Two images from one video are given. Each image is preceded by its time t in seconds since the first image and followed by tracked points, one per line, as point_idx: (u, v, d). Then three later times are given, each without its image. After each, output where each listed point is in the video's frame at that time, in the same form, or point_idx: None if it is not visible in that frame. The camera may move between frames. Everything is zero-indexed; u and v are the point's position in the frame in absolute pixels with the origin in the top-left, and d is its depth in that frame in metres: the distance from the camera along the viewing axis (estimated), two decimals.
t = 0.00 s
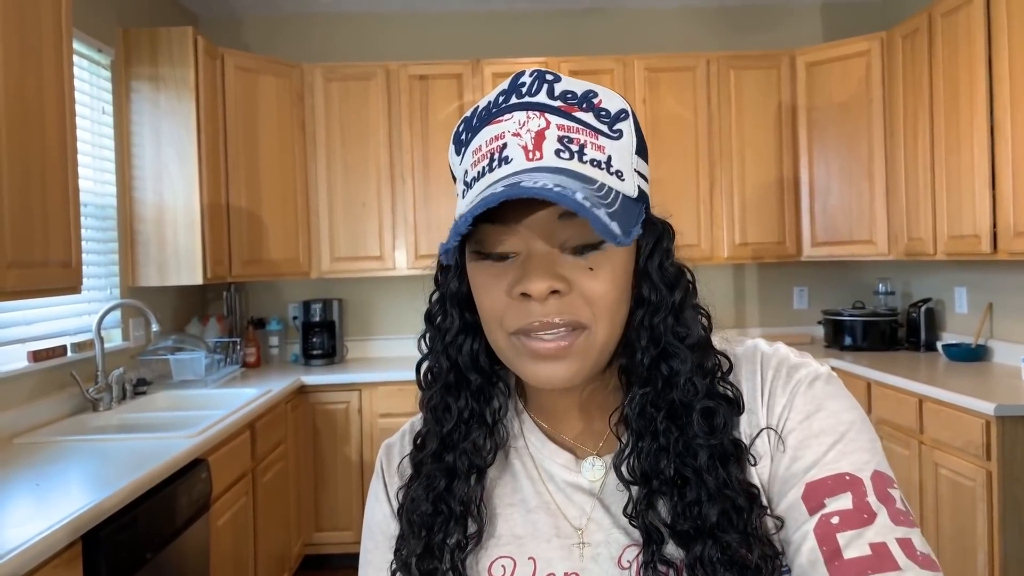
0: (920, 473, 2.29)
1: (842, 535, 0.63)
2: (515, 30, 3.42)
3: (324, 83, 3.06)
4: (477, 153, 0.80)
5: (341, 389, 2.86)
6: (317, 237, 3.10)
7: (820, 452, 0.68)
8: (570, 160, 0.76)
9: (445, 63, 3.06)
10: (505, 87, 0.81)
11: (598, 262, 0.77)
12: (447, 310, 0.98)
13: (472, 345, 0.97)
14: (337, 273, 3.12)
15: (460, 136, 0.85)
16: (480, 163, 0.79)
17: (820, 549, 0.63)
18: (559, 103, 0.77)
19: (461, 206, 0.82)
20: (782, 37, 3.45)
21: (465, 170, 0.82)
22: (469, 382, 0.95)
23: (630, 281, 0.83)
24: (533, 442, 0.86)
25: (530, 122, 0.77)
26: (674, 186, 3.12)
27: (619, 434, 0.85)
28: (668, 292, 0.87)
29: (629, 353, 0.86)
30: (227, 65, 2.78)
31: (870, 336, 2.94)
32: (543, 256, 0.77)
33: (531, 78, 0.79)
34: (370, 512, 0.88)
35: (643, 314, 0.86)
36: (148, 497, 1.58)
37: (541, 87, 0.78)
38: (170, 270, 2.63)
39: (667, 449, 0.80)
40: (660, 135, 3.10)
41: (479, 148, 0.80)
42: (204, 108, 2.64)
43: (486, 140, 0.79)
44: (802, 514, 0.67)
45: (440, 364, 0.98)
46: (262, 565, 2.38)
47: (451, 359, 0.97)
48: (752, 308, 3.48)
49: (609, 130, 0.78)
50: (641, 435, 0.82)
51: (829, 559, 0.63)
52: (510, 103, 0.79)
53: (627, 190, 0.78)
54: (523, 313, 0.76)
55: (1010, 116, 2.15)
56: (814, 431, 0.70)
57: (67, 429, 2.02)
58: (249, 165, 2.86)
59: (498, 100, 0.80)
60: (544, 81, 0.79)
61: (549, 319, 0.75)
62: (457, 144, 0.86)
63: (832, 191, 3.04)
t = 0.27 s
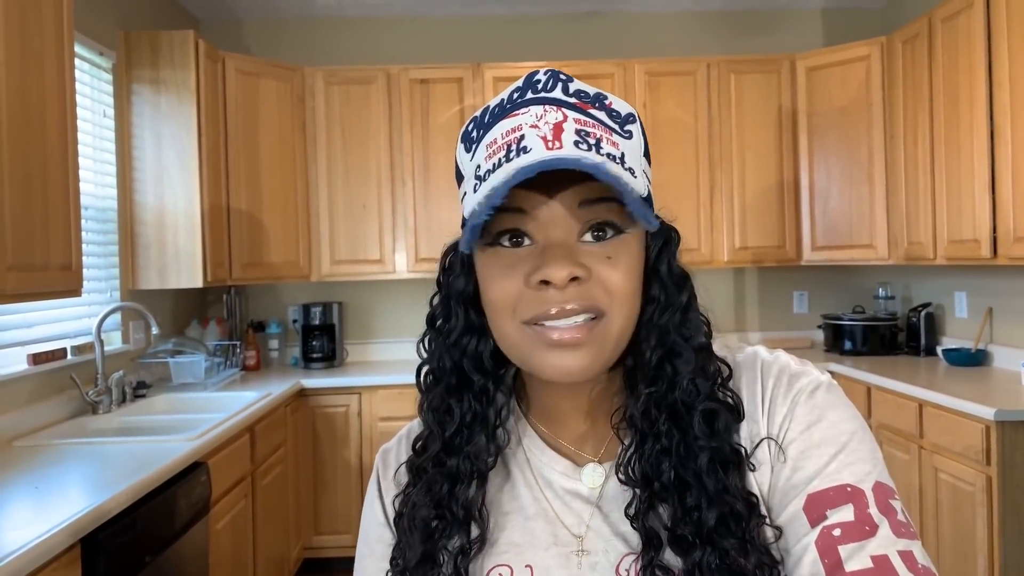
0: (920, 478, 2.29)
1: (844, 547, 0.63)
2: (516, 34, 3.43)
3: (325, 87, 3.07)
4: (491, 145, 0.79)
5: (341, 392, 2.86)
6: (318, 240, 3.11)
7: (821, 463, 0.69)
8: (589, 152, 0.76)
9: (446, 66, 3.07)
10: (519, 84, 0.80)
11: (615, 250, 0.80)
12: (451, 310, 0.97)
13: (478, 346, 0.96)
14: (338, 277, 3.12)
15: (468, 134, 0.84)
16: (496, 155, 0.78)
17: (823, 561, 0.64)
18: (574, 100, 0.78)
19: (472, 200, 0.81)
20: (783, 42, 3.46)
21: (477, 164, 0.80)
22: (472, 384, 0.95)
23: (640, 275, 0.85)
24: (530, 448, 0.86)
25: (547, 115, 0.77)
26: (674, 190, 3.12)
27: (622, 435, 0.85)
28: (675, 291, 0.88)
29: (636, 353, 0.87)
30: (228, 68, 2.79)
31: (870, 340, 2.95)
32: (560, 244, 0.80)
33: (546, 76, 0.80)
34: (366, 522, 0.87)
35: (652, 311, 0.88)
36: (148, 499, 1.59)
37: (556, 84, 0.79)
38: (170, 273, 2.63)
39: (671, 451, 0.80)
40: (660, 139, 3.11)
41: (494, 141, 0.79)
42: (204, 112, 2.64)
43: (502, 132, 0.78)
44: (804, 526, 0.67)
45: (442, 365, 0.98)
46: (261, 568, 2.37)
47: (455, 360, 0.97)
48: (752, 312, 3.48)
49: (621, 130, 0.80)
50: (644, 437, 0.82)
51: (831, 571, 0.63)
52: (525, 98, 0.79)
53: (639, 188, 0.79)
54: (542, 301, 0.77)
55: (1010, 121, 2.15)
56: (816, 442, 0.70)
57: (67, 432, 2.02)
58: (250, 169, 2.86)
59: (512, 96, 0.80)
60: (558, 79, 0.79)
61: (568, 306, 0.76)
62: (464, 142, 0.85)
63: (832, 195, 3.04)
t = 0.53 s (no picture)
0: (920, 477, 2.29)
1: (868, 552, 0.63)
2: (516, 34, 3.43)
3: (325, 87, 3.07)
4: (494, 145, 0.79)
5: (342, 392, 2.86)
6: (318, 240, 3.11)
7: (836, 469, 0.69)
8: (593, 153, 0.76)
9: (446, 66, 3.07)
10: (522, 83, 0.81)
11: (619, 252, 0.80)
12: (454, 311, 0.97)
13: (480, 347, 0.96)
14: (338, 277, 3.12)
15: (470, 132, 0.83)
16: (500, 155, 0.78)
17: (849, 569, 0.63)
18: (578, 99, 0.78)
19: (475, 200, 0.80)
20: (783, 41, 3.46)
21: (480, 163, 0.80)
22: (478, 384, 0.94)
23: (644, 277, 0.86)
24: (532, 450, 0.86)
25: (551, 115, 0.77)
26: (675, 190, 3.12)
27: (626, 436, 0.86)
28: (680, 293, 0.88)
29: (640, 354, 0.88)
30: (228, 69, 2.79)
31: (870, 340, 2.95)
32: (565, 246, 0.80)
33: (549, 75, 0.80)
34: (361, 528, 0.85)
35: (656, 313, 0.89)
36: (148, 499, 1.59)
37: (560, 83, 0.79)
38: (171, 274, 2.63)
39: (676, 453, 0.81)
40: (661, 138, 3.11)
41: (497, 140, 0.79)
42: (205, 112, 2.64)
43: (505, 132, 0.78)
44: (825, 532, 0.66)
45: (448, 365, 0.97)
46: (263, 568, 2.38)
47: (459, 360, 0.96)
48: (753, 311, 3.48)
49: (624, 129, 0.80)
50: (649, 439, 0.82)
51: None
52: (529, 97, 0.79)
53: (643, 188, 0.80)
54: (546, 302, 0.77)
55: (1011, 120, 2.15)
56: (829, 447, 0.70)
57: (68, 432, 2.02)
58: (250, 169, 2.86)
59: (515, 95, 0.80)
60: (561, 78, 0.79)
61: (572, 308, 0.77)
62: (465, 140, 0.84)
63: (832, 194, 3.04)
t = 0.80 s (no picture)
0: (921, 479, 2.28)
1: (903, 532, 0.63)
2: (517, 36, 3.43)
3: (326, 89, 3.08)
4: (504, 178, 0.77)
5: (343, 393, 2.86)
6: (319, 241, 3.11)
7: (854, 458, 0.69)
8: (610, 184, 0.76)
9: (447, 68, 3.07)
10: (523, 103, 0.77)
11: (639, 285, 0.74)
12: (465, 340, 0.92)
13: (495, 377, 0.90)
14: (339, 278, 3.13)
15: (467, 155, 0.80)
16: (514, 191, 0.76)
17: (890, 549, 0.63)
18: (585, 121, 0.77)
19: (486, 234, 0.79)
20: (783, 43, 3.46)
21: (487, 196, 0.78)
22: (489, 413, 0.89)
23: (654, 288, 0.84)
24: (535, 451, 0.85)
25: (564, 146, 0.76)
26: (675, 191, 3.13)
27: (630, 436, 0.85)
28: (689, 298, 0.88)
29: (651, 359, 0.88)
30: (230, 71, 2.79)
31: (871, 342, 2.95)
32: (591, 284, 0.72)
33: (552, 95, 0.77)
34: (362, 527, 0.85)
35: (667, 319, 0.88)
36: (149, 500, 1.59)
37: (565, 105, 0.77)
38: (172, 275, 2.63)
39: (683, 445, 0.81)
40: (661, 140, 3.11)
41: (508, 174, 0.77)
42: (206, 113, 2.65)
43: (516, 165, 0.76)
44: (857, 518, 0.66)
45: (462, 397, 0.91)
46: (263, 569, 2.38)
47: (473, 391, 0.91)
48: (753, 313, 3.48)
49: (630, 144, 0.79)
50: (655, 436, 0.82)
51: (900, 557, 0.62)
52: (536, 124, 0.77)
53: (652, 205, 0.81)
54: (576, 346, 0.71)
55: (1011, 123, 2.15)
56: (844, 436, 0.71)
57: (69, 433, 2.02)
58: (252, 170, 2.87)
59: (517, 120, 0.77)
60: (565, 97, 0.77)
61: (603, 351, 0.71)
62: (462, 162, 0.81)
63: (833, 196, 3.04)
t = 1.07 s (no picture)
0: (920, 479, 2.28)
1: (905, 543, 0.65)
2: (519, 35, 3.43)
3: (327, 87, 3.08)
4: (500, 169, 0.77)
5: (342, 391, 2.86)
6: (319, 239, 3.11)
7: (858, 465, 0.70)
8: (605, 179, 0.76)
9: (448, 67, 3.07)
10: (523, 96, 0.77)
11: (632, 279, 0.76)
12: (460, 330, 0.96)
13: (488, 365, 0.94)
14: (339, 276, 3.13)
15: (467, 145, 0.80)
16: (507, 182, 0.76)
17: (891, 560, 0.64)
18: (583, 116, 0.77)
19: (481, 223, 0.79)
20: (785, 43, 3.46)
21: (484, 186, 0.78)
22: (482, 402, 0.92)
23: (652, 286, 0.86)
24: (537, 447, 0.85)
25: (559, 139, 0.76)
26: (675, 191, 3.12)
27: (632, 436, 0.85)
28: (687, 299, 0.90)
29: (648, 359, 0.89)
30: (231, 68, 2.79)
31: (871, 342, 2.95)
32: (581, 276, 0.74)
33: (552, 89, 0.77)
34: (366, 509, 0.86)
35: (664, 321, 0.89)
36: (148, 497, 1.59)
37: (564, 99, 0.77)
38: (172, 272, 2.63)
39: (685, 450, 0.81)
40: (662, 140, 3.11)
41: (503, 165, 0.77)
42: (206, 111, 2.65)
43: (511, 157, 0.76)
44: (859, 528, 0.67)
45: (456, 385, 0.95)
46: (262, 567, 2.38)
47: (467, 378, 0.95)
48: (753, 313, 3.48)
49: (629, 141, 0.79)
50: (657, 439, 0.82)
51: (901, 569, 0.64)
52: (533, 117, 0.77)
53: (649, 202, 0.80)
54: (562, 336, 0.74)
55: (1012, 124, 2.15)
56: (847, 444, 0.72)
57: (68, 429, 2.02)
58: (252, 168, 2.87)
59: (517, 112, 0.77)
60: (565, 91, 0.77)
61: (589, 341, 0.74)
62: (462, 152, 0.81)
63: (833, 197, 3.04)
